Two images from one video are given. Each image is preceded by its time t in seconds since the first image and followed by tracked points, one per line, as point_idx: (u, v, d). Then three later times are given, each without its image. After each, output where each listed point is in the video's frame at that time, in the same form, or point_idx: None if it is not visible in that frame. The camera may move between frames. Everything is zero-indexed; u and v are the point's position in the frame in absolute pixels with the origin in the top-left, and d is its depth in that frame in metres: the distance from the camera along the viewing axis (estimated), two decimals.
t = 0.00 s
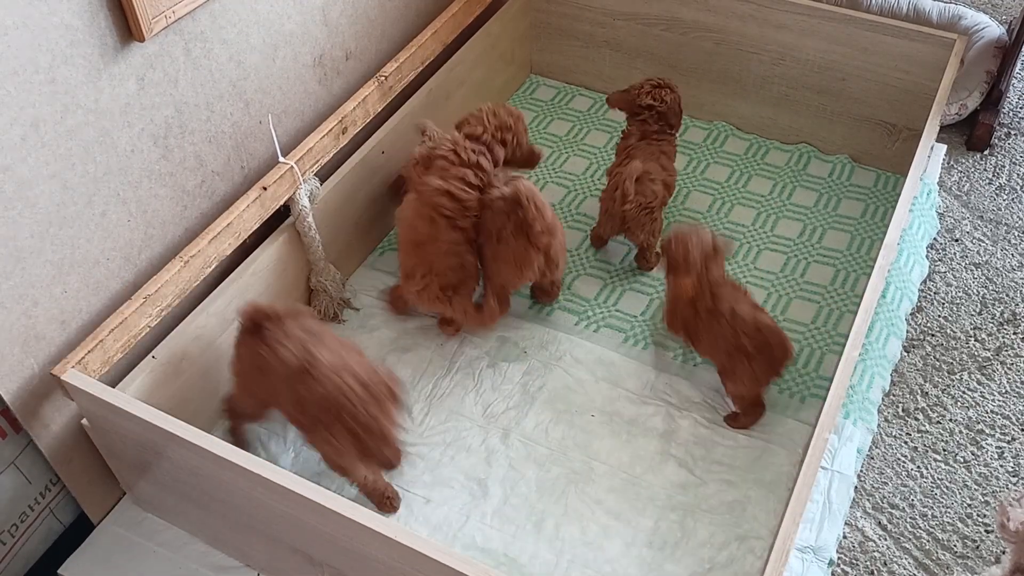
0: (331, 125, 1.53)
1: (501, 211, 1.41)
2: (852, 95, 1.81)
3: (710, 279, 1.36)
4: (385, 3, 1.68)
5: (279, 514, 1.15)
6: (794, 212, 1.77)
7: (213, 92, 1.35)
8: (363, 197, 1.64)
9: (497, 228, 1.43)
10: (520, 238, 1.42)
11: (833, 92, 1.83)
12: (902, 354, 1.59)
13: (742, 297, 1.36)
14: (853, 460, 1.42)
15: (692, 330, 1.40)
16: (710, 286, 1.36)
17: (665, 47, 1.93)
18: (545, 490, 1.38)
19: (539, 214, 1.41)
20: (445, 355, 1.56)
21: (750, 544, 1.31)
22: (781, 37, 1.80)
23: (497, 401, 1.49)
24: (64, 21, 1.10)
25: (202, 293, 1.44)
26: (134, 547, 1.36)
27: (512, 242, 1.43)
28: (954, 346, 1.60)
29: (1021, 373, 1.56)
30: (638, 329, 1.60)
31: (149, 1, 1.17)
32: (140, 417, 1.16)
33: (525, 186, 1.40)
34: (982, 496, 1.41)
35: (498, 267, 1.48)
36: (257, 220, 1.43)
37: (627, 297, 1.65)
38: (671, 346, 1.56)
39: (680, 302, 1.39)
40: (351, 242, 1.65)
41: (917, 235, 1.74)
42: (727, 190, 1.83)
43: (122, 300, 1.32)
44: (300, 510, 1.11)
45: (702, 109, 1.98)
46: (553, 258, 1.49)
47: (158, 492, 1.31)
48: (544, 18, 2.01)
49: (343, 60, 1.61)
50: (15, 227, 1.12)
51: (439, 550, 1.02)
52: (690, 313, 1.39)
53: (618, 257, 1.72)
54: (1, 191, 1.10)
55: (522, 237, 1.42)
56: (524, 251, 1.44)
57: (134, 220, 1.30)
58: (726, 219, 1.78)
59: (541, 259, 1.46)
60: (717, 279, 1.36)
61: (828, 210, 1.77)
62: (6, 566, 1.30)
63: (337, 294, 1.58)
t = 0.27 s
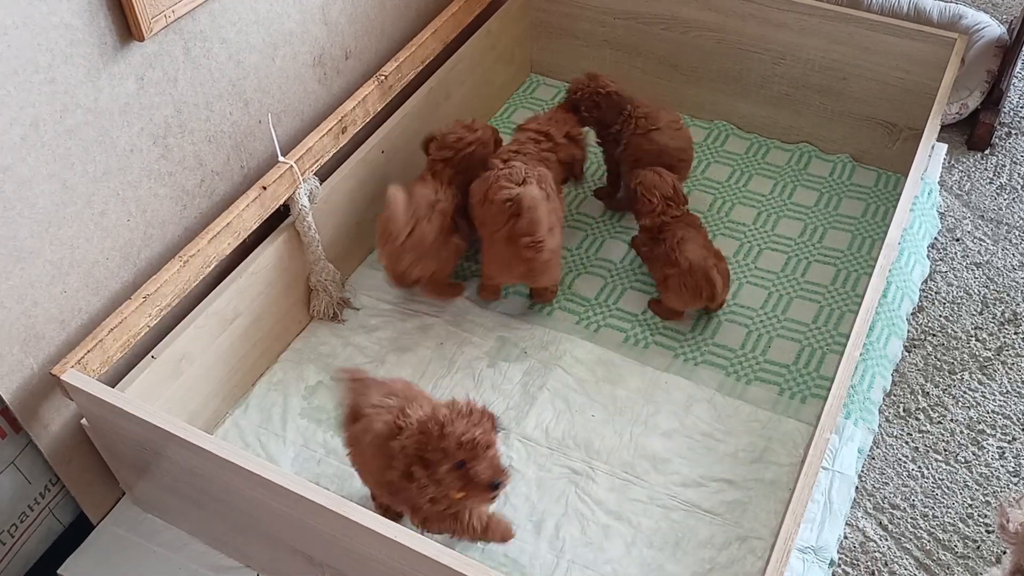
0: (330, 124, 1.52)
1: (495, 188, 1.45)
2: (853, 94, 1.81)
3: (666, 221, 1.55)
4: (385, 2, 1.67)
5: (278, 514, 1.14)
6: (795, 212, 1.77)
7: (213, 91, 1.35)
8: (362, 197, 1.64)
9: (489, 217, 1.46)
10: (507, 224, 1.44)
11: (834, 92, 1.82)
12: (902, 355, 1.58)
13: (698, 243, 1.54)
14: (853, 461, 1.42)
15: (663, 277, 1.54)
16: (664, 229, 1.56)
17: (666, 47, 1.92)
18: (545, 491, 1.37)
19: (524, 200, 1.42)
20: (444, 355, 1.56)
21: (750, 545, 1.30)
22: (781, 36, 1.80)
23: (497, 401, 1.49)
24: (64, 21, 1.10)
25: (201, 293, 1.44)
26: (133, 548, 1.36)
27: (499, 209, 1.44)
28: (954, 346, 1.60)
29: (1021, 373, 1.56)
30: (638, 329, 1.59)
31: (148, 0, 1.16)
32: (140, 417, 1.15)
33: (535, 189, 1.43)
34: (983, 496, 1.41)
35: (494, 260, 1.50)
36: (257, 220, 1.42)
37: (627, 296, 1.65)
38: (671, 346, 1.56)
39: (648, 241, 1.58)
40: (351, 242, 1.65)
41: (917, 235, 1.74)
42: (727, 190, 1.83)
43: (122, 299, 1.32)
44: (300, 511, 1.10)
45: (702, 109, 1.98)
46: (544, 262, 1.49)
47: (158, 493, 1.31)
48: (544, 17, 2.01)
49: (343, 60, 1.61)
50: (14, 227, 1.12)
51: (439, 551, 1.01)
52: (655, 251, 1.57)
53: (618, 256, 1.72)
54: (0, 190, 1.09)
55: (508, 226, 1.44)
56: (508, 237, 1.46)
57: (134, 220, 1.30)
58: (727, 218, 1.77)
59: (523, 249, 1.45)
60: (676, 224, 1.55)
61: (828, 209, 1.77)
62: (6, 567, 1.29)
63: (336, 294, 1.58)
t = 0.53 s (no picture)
0: (331, 125, 1.52)
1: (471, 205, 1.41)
2: (853, 95, 1.81)
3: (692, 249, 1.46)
4: (385, 2, 1.67)
5: (279, 514, 1.15)
6: (795, 212, 1.77)
7: (214, 92, 1.35)
8: (363, 197, 1.64)
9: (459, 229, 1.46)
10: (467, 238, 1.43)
11: (834, 92, 1.83)
12: (902, 355, 1.59)
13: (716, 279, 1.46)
14: (853, 461, 1.42)
15: (683, 318, 1.46)
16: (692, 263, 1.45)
17: (666, 47, 1.93)
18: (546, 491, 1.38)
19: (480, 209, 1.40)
20: (445, 355, 1.56)
21: (751, 545, 1.31)
22: (781, 37, 1.80)
23: (498, 401, 1.49)
24: (64, 21, 1.10)
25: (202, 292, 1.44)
26: (134, 548, 1.36)
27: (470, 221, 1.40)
28: (954, 346, 1.60)
29: (1021, 373, 1.56)
30: (638, 329, 1.60)
31: (149, 0, 1.17)
32: (140, 418, 1.16)
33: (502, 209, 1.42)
34: (983, 496, 1.41)
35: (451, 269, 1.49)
36: (257, 220, 1.42)
37: (628, 296, 1.65)
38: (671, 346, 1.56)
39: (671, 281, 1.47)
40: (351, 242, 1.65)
41: (917, 235, 1.74)
42: (728, 190, 1.83)
43: (122, 299, 1.32)
44: (301, 511, 1.11)
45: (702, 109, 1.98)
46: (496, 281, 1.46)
47: (158, 493, 1.31)
48: (544, 18, 2.01)
49: (343, 60, 1.61)
50: (15, 227, 1.12)
51: (438, 550, 1.01)
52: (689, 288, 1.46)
53: (619, 256, 1.72)
54: (2, 191, 1.09)
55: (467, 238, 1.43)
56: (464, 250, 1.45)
57: (135, 221, 1.30)
58: (727, 219, 1.78)
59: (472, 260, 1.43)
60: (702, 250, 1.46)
61: (828, 209, 1.77)
62: (7, 567, 1.30)
63: (336, 294, 1.58)
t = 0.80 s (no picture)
0: (331, 125, 1.52)
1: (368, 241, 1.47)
2: (853, 95, 1.81)
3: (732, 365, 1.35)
4: (385, 2, 1.67)
5: (279, 514, 1.15)
6: (795, 212, 1.77)
7: (213, 92, 1.35)
8: (363, 198, 1.64)
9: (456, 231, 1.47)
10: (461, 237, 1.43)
11: (834, 92, 1.83)
12: (902, 355, 1.59)
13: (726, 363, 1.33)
14: (853, 461, 1.42)
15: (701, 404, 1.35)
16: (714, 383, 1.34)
17: (666, 47, 1.93)
18: (545, 492, 1.38)
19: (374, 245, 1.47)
20: (445, 355, 1.56)
21: (751, 545, 1.31)
22: (781, 37, 1.80)
23: (498, 401, 1.49)
24: (64, 21, 1.10)
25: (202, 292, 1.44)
26: (134, 548, 1.36)
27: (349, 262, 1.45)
28: (954, 346, 1.60)
29: (1021, 373, 1.56)
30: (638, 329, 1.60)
31: (149, 0, 1.17)
32: (140, 418, 1.16)
33: (495, 203, 1.43)
34: (983, 496, 1.41)
35: (451, 273, 1.47)
36: (258, 220, 1.42)
37: (628, 297, 1.65)
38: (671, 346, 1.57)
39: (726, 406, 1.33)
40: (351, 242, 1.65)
41: (917, 235, 1.74)
42: (728, 190, 1.83)
43: (122, 299, 1.32)
44: (301, 511, 1.11)
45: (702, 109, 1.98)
46: (484, 283, 1.43)
47: (158, 493, 1.31)
48: (544, 18, 2.01)
49: (343, 60, 1.61)
50: (15, 227, 1.12)
51: (439, 551, 1.01)
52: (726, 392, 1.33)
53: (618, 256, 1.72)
54: (2, 191, 1.09)
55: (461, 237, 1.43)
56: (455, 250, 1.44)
57: (135, 220, 1.30)
58: (727, 219, 1.78)
59: (459, 253, 1.43)
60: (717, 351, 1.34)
61: (828, 210, 1.77)
62: (7, 567, 1.30)
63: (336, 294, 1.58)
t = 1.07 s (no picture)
0: (331, 125, 1.52)
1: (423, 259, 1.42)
2: (853, 95, 1.81)
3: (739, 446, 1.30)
4: (385, 2, 1.67)
5: (279, 514, 1.15)
6: (795, 212, 1.77)
7: (213, 92, 1.35)
8: (363, 198, 1.64)
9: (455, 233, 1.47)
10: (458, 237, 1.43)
11: (834, 92, 1.83)
12: (902, 355, 1.59)
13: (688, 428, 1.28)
14: (853, 461, 1.42)
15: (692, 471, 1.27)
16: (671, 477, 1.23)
17: (666, 47, 1.93)
18: (546, 492, 1.38)
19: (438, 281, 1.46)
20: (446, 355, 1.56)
21: (751, 545, 1.31)
22: (781, 37, 1.80)
23: (498, 401, 1.49)
24: (64, 21, 1.10)
25: (202, 292, 1.44)
26: (134, 548, 1.36)
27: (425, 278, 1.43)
28: (954, 346, 1.60)
29: (1021, 373, 1.56)
30: (638, 329, 1.60)
31: (149, 0, 1.17)
32: (141, 418, 1.16)
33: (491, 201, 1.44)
34: (983, 496, 1.41)
35: (447, 274, 1.47)
36: (258, 220, 1.42)
37: (627, 297, 1.65)
38: (671, 346, 1.57)
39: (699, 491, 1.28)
40: (351, 242, 1.65)
41: (917, 235, 1.74)
42: (728, 190, 1.83)
43: (123, 299, 1.32)
44: (301, 511, 1.11)
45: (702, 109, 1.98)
46: (481, 281, 1.43)
47: (159, 493, 1.31)
48: (544, 18, 2.01)
49: (343, 60, 1.61)
50: (15, 227, 1.12)
51: (439, 551, 1.01)
52: (716, 455, 1.28)
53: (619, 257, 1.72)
54: (2, 191, 1.09)
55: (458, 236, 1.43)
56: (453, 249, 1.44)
57: (135, 220, 1.30)
58: (727, 219, 1.78)
59: (455, 250, 1.43)
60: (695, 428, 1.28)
61: (828, 210, 1.77)
62: (7, 567, 1.30)
63: (336, 294, 1.58)
